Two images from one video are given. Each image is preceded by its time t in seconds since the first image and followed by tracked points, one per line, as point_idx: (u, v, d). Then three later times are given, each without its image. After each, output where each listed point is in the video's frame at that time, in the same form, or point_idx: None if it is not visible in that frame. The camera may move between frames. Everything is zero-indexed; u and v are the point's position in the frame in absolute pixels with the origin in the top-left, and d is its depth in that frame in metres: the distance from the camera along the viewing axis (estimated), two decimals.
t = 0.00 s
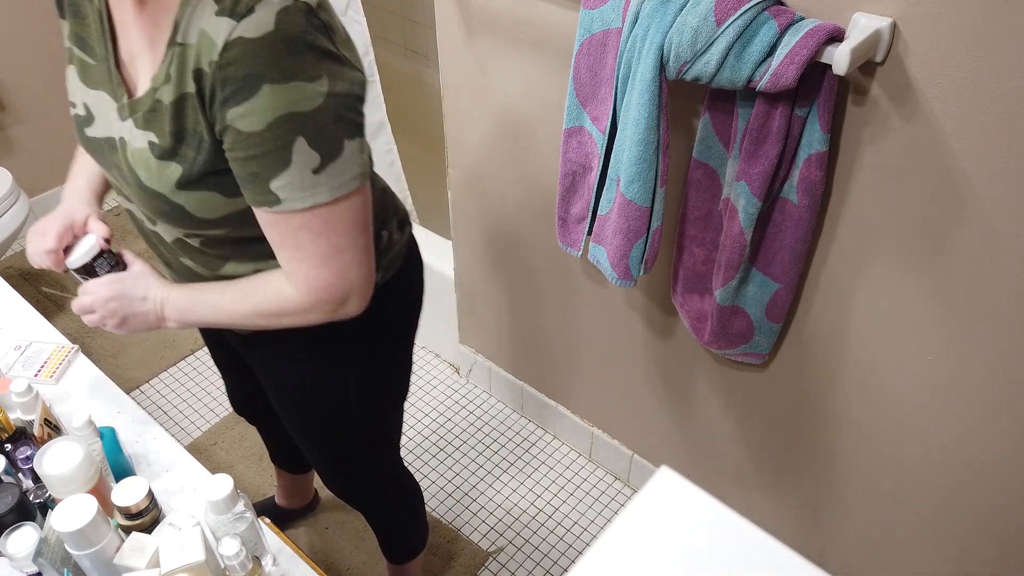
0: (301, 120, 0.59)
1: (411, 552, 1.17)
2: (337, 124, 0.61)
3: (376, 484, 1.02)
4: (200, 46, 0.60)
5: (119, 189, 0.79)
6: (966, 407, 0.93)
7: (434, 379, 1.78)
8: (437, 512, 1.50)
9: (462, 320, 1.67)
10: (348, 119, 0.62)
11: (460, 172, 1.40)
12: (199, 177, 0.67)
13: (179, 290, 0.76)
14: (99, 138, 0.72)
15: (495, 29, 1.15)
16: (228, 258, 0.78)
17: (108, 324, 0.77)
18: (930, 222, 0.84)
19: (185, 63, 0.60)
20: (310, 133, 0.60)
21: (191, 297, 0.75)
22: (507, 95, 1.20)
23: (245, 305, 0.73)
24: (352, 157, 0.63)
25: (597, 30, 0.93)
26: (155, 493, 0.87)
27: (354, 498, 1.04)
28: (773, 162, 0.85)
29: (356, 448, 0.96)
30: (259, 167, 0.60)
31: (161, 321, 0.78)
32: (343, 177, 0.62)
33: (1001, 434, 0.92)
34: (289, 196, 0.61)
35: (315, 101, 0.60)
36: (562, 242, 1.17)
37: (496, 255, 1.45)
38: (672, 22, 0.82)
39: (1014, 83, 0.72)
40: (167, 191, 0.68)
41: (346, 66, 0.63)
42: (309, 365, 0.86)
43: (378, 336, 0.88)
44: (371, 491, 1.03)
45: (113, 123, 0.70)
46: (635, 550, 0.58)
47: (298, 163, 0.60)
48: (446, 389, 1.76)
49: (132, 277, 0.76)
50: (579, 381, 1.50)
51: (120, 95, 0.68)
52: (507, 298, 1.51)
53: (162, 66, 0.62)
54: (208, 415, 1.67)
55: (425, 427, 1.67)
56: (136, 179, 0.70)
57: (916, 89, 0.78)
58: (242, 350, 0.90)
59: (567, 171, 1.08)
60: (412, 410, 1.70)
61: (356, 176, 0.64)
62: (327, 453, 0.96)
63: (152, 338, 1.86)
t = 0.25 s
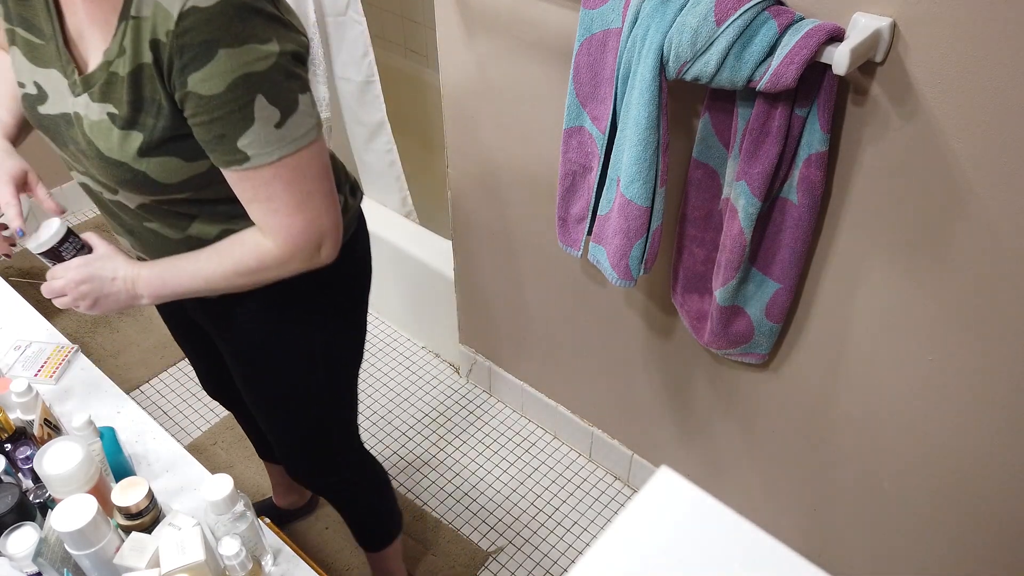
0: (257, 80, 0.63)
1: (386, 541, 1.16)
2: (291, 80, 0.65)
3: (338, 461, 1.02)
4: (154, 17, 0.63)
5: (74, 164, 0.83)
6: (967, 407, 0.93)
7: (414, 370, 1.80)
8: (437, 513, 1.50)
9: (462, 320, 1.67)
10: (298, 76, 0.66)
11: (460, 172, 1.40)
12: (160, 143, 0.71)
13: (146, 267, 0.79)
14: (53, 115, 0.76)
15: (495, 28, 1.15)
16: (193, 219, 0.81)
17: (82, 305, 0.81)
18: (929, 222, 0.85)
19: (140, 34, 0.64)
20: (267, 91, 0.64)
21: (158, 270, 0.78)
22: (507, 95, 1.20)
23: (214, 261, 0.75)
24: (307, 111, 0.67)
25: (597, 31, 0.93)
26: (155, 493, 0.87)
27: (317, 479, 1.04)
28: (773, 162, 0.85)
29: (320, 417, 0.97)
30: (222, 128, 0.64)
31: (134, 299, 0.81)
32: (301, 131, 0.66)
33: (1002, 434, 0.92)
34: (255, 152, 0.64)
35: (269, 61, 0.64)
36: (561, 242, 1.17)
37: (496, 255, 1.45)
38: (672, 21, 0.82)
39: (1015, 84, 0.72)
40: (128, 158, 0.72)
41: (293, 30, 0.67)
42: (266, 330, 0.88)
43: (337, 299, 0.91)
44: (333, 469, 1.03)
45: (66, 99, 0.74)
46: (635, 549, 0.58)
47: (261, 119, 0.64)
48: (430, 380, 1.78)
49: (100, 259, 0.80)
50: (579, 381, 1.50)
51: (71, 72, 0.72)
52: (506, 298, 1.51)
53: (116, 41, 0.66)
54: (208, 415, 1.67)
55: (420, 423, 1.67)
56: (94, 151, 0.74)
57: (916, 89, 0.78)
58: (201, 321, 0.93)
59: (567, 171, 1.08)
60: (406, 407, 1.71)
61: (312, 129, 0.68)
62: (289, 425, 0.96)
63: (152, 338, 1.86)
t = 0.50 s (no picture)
0: (251, 49, 0.66)
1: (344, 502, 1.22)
2: (281, 49, 0.69)
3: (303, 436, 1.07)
4: None
5: (59, 153, 0.83)
6: (967, 408, 0.93)
7: (404, 365, 1.81)
8: (437, 512, 1.50)
9: (462, 320, 1.67)
10: (287, 45, 0.70)
11: (460, 172, 1.40)
12: (161, 120, 0.72)
13: (141, 248, 0.81)
14: (41, 107, 0.76)
15: (495, 28, 1.15)
16: (187, 196, 0.83)
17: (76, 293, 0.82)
18: (930, 222, 0.84)
19: (134, 14, 0.66)
20: (261, 60, 0.67)
21: (152, 248, 0.81)
22: (507, 95, 1.20)
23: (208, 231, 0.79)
24: (296, 78, 0.71)
25: (597, 30, 0.93)
26: (156, 493, 0.87)
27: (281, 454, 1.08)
28: (773, 162, 0.85)
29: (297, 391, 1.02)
30: (221, 99, 0.67)
31: (129, 282, 0.83)
32: (294, 97, 0.70)
33: (1002, 435, 0.92)
34: (253, 121, 0.68)
35: (260, 31, 0.67)
36: (561, 241, 1.17)
37: (496, 255, 1.45)
38: (672, 21, 0.82)
39: (1015, 83, 0.72)
40: (129, 139, 0.73)
41: None
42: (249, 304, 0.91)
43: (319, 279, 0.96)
44: (297, 443, 1.07)
45: (56, 90, 0.74)
46: (634, 549, 0.58)
47: (256, 88, 0.67)
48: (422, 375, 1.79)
49: (90, 246, 0.82)
50: (579, 381, 1.50)
51: (58, 63, 0.72)
52: (506, 298, 1.51)
53: (104, 24, 0.68)
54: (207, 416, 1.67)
55: (417, 421, 1.68)
56: (90, 138, 0.74)
57: (917, 89, 0.78)
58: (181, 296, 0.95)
59: (568, 171, 1.08)
60: (403, 405, 1.71)
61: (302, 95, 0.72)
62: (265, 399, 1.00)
63: (152, 338, 1.86)
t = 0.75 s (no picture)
0: (247, 42, 0.67)
1: (347, 495, 1.22)
2: (276, 41, 0.69)
3: (310, 429, 1.08)
4: None
5: (50, 153, 0.83)
6: (968, 408, 0.93)
7: (401, 363, 1.82)
8: (437, 512, 1.50)
9: (462, 319, 1.67)
10: (281, 37, 0.70)
11: (460, 172, 1.40)
12: (158, 114, 0.72)
13: (136, 248, 0.82)
14: (33, 108, 0.75)
15: (495, 28, 1.15)
16: (183, 193, 0.83)
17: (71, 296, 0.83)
18: (930, 222, 0.84)
19: (129, 9, 0.66)
20: (257, 52, 0.68)
21: (147, 248, 0.82)
22: (508, 95, 1.20)
23: (204, 227, 0.80)
24: (291, 70, 0.71)
25: (597, 31, 0.93)
26: (156, 493, 0.87)
27: (286, 447, 1.09)
28: (773, 162, 0.85)
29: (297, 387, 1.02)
30: (218, 91, 0.67)
31: (124, 283, 0.84)
32: (289, 88, 0.70)
33: (1003, 435, 0.92)
34: (249, 113, 0.69)
35: (255, 23, 0.67)
36: (561, 241, 1.17)
37: (496, 255, 1.45)
38: (672, 21, 0.82)
39: (1015, 83, 0.72)
40: (126, 135, 0.73)
41: None
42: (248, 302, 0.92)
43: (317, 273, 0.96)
44: (302, 437, 1.08)
45: (50, 92, 0.74)
46: (634, 549, 0.58)
47: (253, 80, 0.68)
48: (420, 373, 1.79)
49: (83, 249, 0.83)
50: (579, 381, 1.50)
51: (52, 63, 0.72)
52: (506, 298, 1.51)
53: (99, 21, 0.68)
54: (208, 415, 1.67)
55: (417, 421, 1.68)
56: (87, 136, 0.74)
57: (917, 89, 0.78)
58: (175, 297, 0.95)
59: (567, 171, 1.08)
60: (402, 405, 1.71)
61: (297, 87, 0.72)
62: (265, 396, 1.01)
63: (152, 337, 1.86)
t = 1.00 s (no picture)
0: (255, 41, 0.68)
1: (347, 496, 1.22)
2: (282, 40, 0.71)
3: (309, 429, 1.08)
4: None
5: (48, 154, 0.82)
6: (968, 407, 0.93)
7: (400, 363, 1.82)
8: (437, 513, 1.50)
9: (461, 319, 1.67)
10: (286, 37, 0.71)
11: (460, 172, 1.40)
12: (163, 114, 0.72)
13: (143, 253, 0.83)
14: (33, 107, 0.75)
15: (495, 28, 1.15)
16: (182, 194, 0.83)
17: (77, 300, 0.83)
18: (930, 222, 0.84)
19: (137, 8, 0.66)
20: (264, 52, 0.69)
21: (154, 253, 0.82)
22: (508, 95, 1.20)
23: (208, 231, 0.80)
24: (296, 70, 0.73)
25: (597, 30, 0.93)
26: (156, 493, 0.87)
27: (285, 449, 1.09)
28: (773, 162, 0.85)
29: (298, 387, 1.02)
30: (227, 91, 0.68)
31: (131, 289, 0.84)
32: (295, 88, 0.72)
33: (1003, 435, 0.92)
34: (257, 113, 0.70)
35: (262, 24, 0.69)
36: (561, 241, 1.17)
37: (496, 254, 1.45)
38: (672, 21, 0.82)
39: (1014, 83, 0.72)
40: (130, 135, 0.73)
41: None
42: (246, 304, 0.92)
43: (315, 274, 0.96)
44: (301, 438, 1.08)
45: (49, 89, 0.73)
46: (634, 549, 0.58)
47: (260, 79, 0.69)
48: (419, 372, 1.80)
49: (89, 254, 0.83)
50: (579, 381, 1.50)
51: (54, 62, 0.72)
52: (506, 298, 1.51)
53: (105, 21, 0.68)
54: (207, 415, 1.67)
55: (416, 421, 1.68)
56: (90, 135, 0.74)
57: (917, 90, 0.78)
58: (170, 303, 0.95)
59: (567, 171, 1.08)
60: (402, 405, 1.71)
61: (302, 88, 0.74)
62: (263, 397, 1.01)
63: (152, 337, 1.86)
